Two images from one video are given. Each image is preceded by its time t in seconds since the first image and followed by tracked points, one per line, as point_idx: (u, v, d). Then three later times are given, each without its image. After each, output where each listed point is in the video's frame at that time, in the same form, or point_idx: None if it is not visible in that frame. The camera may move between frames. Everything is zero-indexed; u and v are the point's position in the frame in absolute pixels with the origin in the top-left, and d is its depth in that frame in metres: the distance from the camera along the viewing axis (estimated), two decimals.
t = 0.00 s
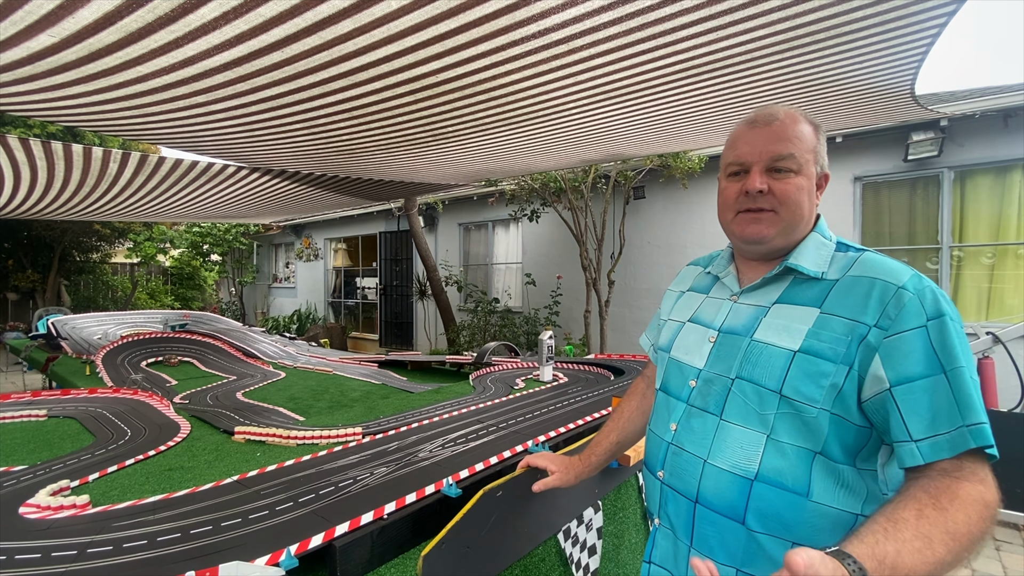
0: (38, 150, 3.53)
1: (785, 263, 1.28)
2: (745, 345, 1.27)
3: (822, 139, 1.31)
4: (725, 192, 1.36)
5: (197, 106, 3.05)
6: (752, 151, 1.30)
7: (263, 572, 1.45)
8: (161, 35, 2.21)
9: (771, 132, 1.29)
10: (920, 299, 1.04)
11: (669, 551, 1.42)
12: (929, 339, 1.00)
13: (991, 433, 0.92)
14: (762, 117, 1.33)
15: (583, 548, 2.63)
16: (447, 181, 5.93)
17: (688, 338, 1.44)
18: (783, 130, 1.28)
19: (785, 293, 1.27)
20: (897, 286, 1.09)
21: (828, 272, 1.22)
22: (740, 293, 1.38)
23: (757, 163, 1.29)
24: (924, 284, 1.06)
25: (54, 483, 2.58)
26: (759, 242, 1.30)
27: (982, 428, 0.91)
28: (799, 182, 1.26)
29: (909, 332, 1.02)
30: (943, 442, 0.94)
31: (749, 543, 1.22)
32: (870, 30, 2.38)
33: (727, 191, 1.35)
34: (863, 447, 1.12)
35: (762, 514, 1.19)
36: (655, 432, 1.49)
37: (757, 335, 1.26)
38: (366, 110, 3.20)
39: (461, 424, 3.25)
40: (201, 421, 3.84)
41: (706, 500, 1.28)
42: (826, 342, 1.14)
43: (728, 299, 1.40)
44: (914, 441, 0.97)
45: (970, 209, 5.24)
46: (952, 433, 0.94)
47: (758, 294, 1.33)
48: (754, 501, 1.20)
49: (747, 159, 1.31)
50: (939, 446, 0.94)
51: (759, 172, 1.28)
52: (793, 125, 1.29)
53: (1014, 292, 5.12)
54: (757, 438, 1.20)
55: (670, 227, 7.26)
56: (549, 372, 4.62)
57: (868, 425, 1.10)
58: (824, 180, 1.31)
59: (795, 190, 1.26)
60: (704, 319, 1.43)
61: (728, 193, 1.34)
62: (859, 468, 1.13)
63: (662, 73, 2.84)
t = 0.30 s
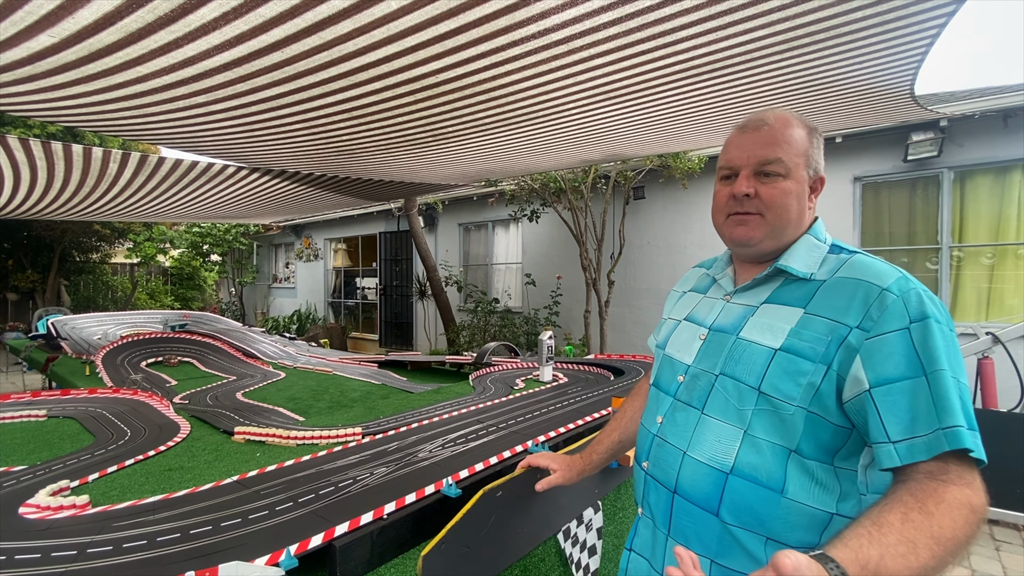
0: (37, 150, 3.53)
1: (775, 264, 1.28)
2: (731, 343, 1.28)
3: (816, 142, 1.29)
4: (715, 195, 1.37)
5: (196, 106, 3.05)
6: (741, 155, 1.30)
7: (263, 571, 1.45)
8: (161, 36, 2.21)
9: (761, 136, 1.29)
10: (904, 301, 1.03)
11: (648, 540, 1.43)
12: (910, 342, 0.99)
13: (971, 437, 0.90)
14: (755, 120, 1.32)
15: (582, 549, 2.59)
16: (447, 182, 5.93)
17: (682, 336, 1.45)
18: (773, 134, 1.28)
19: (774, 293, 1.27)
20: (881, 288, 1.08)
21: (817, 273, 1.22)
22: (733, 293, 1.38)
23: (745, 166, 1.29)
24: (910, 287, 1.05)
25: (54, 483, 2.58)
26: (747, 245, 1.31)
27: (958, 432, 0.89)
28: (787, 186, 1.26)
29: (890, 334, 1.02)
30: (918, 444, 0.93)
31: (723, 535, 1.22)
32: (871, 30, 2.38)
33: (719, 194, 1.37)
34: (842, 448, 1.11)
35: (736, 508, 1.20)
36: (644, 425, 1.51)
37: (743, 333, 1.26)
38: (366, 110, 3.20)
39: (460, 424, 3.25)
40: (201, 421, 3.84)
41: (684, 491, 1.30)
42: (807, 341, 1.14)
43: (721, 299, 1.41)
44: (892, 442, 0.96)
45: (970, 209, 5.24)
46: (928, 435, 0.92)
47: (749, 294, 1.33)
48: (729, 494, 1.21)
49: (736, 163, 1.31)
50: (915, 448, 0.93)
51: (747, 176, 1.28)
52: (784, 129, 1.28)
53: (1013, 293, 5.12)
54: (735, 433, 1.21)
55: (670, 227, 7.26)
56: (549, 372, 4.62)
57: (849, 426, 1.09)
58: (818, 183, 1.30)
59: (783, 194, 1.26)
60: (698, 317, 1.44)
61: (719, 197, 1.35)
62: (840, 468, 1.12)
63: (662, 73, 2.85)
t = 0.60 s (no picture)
0: (37, 151, 3.53)
1: (774, 265, 1.28)
2: (725, 340, 1.28)
3: (817, 143, 1.29)
4: (716, 197, 1.37)
5: (196, 106, 3.05)
6: (741, 157, 1.30)
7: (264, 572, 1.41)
8: (160, 36, 2.21)
9: (761, 138, 1.28)
10: (895, 301, 1.02)
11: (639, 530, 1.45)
12: (899, 342, 0.98)
13: (952, 439, 0.89)
14: (756, 122, 1.32)
15: (582, 549, 2.60)
16: (447, 182, 5.93)
17: (681, 333, 1.46)
18: (774, 136, 1.27)
19: (771, 293, 1.27)
20: (874, 288, 1.07)
21: (814, 274, 1.21)
22: (733, 292, 1.39)
23: (744, 168, 1.29)
24: (904, 287, 1.04)
25: (54, 484, 2.58)
26: (746, 246, 1.31)
27: (938, 433, 0.89)
28: (787, 187, 1.25)
29: (879, 334, 1.01)
30: (899, 444, 0.93)
31: (708, 527, 1.24)
32: (872, 30, 2.38)
33: (719, 196, 1.37)
34: (829, 446, 1.10)
35: (722, 501, 1.21)
36: (640, 419, 1.52)
37: (738, 331, 1.27)
38: (365, 110, 3.20)
39: (460, 424, 3.25)
40: (201, 421, 3.83)
41: (673, 483, 1.31)
42: (798, 339, 1.14)
43: (721, 298, 1.41)
44: (874, 441, 0.95)
45: (970, 209, 5.24)
46: (909, 435, 0.92)
47: (748, 293, 1.34)
48: (716, 488, 1.22)
49: (736, 164, 1.31)
50: (896, 447, 0.93)
51: (746, 177, 1.28)
52: (785, 131, 1.28)
53: (1013, 293, 5.12)
54: (724, 427, 1.21)
55: (670, 227, 7.25)
56: (549, 372, 4.61)
57: (838, 426, 1.08)
58: (818, 184, 1.29)
59: (782, 195, 1.25)
60: (697, 316, 1.44)
61: (719, 199, 1.35)
62: (828, 468, 1.11)
63: (662, 73, 2.84)
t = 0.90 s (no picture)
0: (36, 150, 3.52)
1: (778, 260, 1.28)
2: (730, 339, 1.28)
3: (828, 141, 1.28)
4: (725, 186, 1.38)
5: (195, 106, 3.04)
6: (750, 147, 1.32)
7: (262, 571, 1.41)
8: (159, 35, 2.20)
9: (772, 129, 1.29)
10: (902, 299, 1.02)
11: (644, 530, 1.44)
12: (906, 339, 0.98)
13: (967, 438, 0.87)
14: (769, 115, 1.33)
15: (582, 549, 2.61)
16: (447, 182, 5.92)
17: (684, 331, 1.46)
18: (785, 127, 1.28)
19: (775, 290, 1.27)
20: (881, 286, 1.07)
21: (818, 271, 1.21)
22: (737, 290, 1.38)
23: (753, 157, 1.30)
24: (911, 285, 1.03)
25: (53, 484, 2.58)
26: (750, 236, 1.31)
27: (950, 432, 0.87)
28: (794, 178, 1.25)
29: (886, 332, 1.01)
30: (908, 442, 0.91)
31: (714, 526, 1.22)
32: (872, 30, 2.37)
33: (728, 185, 1.38)
34: (837, 446, 1.09)
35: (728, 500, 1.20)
36: (645, 418, 1.52)
37: (743, 329, 1.26)
38: (365, 109, 3.19)
39: (459, 424, 3.24)
40: (200, 421, 3.83)
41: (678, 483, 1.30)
42: (805, 338, 1.14)
43: (725, 296, 1.40)
44: (883, 439, 0.94)
45: (970, 208, 5.24)
46: (919, 434, 0.90)
47: (752, 290, 1.33)
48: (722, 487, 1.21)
49: (746, 153, 1.33)
50: (906, 445, 0.91)
51: (754, 166, 1.29)
52: (797, 123, 1.28)
53: (1013, 293, 5.11)
54: (730, 426, 1.21)
55: (670, 227, 7.25)
56: (549, 371, 4.61)
57: (846, 425, 1.08)
58: (827, 181, 1.28)
59: (788, 184, 1.25)
60: (701, 313, 1.44)
61: (728, 187, 1.37)
62: (837, 468, 1.10)
63: (662, 73, 2.84)
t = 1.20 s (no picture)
0: (35, 151, 3.52)
1: (798, 262, 1.28)
2: (757, 343, 1.28)
3: (838, 138, 1.30)
4: (738, 188, 1.37)
5: (195, 106, 3.05)
6: (765, 148, 1.31)
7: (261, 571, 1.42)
8: (159, 35, 2.20)
9: (785, 129, 1.29)
10: (921, 292, 1.02)
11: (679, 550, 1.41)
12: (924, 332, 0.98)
13: (988, 429, 0.86)
14: (779, 114, 1.33)
15: (581, 549, 2.63)
16: (447, 182, 5.92)
17: (702, 337, 1.45)
18: (798, 127, 1.29)
19: (797, 291, 1.28)
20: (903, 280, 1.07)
21: (840, 271, 1.22)
22: (753, 292, 1.38)
23: (769, 159, 1.30)
24: (929, 279, 1.05)
25: (53, 484, 2.58)
26: (769, 238, 1.31)
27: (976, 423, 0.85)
28: (811, 179, 1.26)
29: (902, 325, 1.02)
30: (922, 429, 0.90)
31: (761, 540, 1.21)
32: (872, 30, 2.38)
33: (741, 187, 1.36)
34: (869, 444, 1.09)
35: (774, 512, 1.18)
36: (668, 431, 1.50)
37: (770, 332, 1.26)
38: (365, 109, 3.19)
39: (459, 424, 3.25)
40: (200, 421, 3.83)
41: (719, 498, 1.28)
42: (839, 338, 1.13)
43: (741, 298, 1.40)
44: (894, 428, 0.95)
45: (969, 209, 5.24)
46: (940, 422, 0.88)
47: (770, 292, 1.34)
48: (768, 499, 1.19)
49: (760, 155, 1.32)
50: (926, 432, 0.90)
51: (771, 168, 1.29)
52: (808, 123, 1.29)
53: (1013, 293, 5.11)
54: (771, 435, 1.20)
55: (670, 227, 7.25)
56: (549, 372, 4.61)
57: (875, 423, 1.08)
58: (839, 178, 1.30)
59: (807, 186, 1.26)
60: (717, 317, 1.44)
61: (741, 189, 1.35)
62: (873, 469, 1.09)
63: (661, 74, 2.84)
